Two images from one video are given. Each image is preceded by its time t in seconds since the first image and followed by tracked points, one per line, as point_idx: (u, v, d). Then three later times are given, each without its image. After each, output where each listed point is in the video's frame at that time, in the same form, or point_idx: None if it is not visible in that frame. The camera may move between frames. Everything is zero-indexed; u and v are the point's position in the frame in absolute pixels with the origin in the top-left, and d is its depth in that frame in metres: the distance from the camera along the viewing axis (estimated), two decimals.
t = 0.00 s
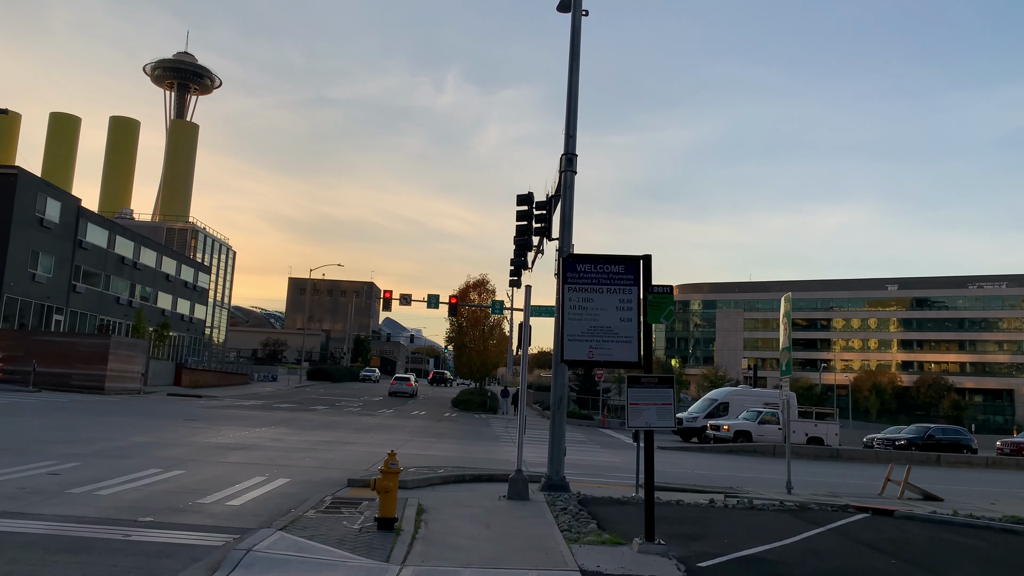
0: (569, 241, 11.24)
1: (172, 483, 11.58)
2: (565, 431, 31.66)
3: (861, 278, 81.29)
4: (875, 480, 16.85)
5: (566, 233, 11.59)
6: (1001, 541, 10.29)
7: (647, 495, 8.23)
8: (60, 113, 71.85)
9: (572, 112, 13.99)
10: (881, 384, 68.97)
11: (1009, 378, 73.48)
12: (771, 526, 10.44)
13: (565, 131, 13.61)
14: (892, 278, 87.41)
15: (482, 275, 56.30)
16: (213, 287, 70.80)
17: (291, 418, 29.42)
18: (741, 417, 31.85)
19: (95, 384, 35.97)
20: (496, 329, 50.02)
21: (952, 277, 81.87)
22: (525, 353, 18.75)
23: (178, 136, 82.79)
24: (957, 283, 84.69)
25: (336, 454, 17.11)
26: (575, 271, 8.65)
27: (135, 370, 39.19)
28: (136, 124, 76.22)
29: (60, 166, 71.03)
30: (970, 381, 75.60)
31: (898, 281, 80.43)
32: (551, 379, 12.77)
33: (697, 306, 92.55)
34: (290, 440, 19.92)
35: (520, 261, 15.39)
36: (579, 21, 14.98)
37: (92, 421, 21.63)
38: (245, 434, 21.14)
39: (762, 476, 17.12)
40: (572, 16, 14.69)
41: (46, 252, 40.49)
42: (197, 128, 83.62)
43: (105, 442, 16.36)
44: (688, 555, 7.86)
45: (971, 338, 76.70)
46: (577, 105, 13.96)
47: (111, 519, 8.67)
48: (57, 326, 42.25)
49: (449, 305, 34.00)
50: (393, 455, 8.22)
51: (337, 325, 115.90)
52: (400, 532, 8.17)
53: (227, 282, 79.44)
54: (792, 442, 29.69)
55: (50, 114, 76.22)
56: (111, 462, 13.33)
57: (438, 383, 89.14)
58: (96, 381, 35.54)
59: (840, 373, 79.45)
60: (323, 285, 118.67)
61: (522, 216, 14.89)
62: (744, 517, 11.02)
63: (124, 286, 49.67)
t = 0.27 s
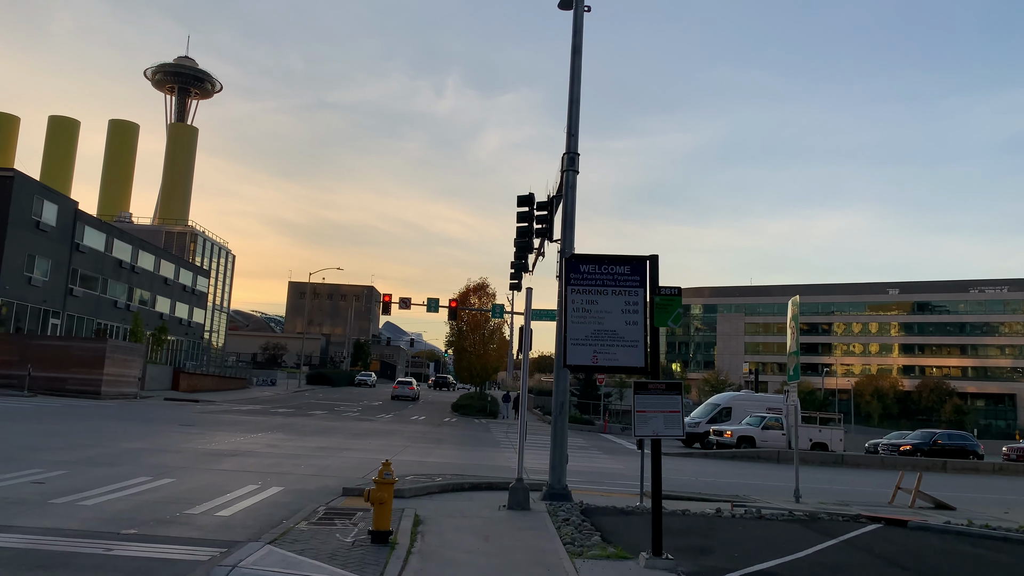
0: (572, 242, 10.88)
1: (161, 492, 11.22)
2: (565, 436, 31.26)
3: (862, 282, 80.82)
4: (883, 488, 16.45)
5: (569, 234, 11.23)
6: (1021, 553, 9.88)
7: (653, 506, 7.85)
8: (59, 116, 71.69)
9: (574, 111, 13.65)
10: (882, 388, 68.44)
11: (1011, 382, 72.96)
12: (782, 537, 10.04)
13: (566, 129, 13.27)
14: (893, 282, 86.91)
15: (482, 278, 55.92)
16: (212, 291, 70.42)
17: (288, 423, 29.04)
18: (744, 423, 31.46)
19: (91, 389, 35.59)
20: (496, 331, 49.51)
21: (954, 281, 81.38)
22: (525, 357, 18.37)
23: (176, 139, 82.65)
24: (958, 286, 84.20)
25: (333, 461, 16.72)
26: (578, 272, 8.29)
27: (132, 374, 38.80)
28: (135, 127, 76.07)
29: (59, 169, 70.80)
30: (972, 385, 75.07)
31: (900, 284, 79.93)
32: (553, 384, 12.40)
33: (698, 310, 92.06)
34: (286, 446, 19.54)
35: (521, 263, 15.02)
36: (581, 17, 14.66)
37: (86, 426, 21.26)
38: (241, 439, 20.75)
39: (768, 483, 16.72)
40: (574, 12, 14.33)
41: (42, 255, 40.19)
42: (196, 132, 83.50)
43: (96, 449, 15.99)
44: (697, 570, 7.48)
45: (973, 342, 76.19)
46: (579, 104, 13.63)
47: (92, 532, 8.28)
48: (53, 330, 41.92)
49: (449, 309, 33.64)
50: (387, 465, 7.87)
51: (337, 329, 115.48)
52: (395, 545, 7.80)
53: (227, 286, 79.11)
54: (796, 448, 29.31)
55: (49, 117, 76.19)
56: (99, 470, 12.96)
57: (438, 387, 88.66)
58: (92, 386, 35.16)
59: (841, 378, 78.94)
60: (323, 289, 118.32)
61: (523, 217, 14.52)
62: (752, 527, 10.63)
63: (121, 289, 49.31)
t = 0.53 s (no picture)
0: (574, 240, 10.51)
1: (148, 500, 10.82)
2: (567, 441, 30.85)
3: (863, 286, 80.41)
4: (893, 494, 16.05)
5: (571, 233, 10.88)
6: None
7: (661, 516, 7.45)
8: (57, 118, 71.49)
9: (576, 107, 13.31)
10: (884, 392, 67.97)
11: (1013, 387, 72.52)
12: (793, 547, 9.64)
13: (568, 126, 12.93)
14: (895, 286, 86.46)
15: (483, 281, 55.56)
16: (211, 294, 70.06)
17: (286, 428, 28.61)
18: (748, 427, 31.06)
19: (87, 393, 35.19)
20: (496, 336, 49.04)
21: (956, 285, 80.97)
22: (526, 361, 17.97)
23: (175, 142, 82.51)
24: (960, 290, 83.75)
25: (330, 467, 16.32)
26: (581, 271, 7.92)
27: (128, 378, 38.42)
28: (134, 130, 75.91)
29: (57, 171, 70.51)
30: (974, 389, 74.60)
31: (901, 288, 79.48)
32: (555, 388, 12.02)
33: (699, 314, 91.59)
34: (282, 451, 19.13)
35: (521, 264, 14.66)
36: (583, 13, 14.33)
37: (79, 431, 20.87)
38: (236, 445, 20.34)
39: (774, 490, 16.31)
40: (576, 7, 14.00)
41: (39, 257, 39.86)
42: (195, 134, 83.38)
43: (86, 454, 15.58)
44: None
45: (975, 346, 75.75)
46: (581, 100, 13.28)
47: (72, 543, 7.90)
48: (49, 333, 41.55)
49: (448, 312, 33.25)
50: (382, 472, 7.49)
51: (337, 333, 115.06)
52: (390, 557, 7.38)
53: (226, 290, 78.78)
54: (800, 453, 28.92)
55: (47, 120, 75.96)
56: (87, 476, 12.55)
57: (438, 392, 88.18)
58: (88, 390, 34.77)
59: (842, 382, 78.48)
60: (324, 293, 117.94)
61: (524, 217, 14.16)
62: (762, 536, 10.22)
63: (118, 293, 48.95)
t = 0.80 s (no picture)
0: (575, 238, 10.17)
1: (136, 507, 10.47)
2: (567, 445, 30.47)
3: (864, 289, 80.12)
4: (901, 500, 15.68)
5: (572, 231, 10.53)
6: None
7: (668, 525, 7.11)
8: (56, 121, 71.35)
9: (578, 103, 12.99)
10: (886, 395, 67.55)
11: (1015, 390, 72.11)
12: (803, 556, 9.27)
13: (570, 122, 12.59)
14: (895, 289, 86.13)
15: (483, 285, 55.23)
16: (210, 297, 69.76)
17: (283, 432, 28.23)
18: (750, 431, 30.68)
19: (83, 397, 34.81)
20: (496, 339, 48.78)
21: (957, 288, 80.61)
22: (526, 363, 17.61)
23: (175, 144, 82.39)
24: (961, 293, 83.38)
25: (325, 472, 15.95)
26: (584, 268, 7.58)
27: (125, 382, 38.03)
28: (133, 132, 75.77)
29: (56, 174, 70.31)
30: (976, 393, 74.14)
31: (902, 292, 79.13)
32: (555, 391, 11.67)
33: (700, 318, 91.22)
34: (277, 456, 18.76)
35: (522, 265, 14.32)
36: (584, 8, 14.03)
37: (71, 435, 20.51)
38: (231, 449, 19.98)
39: (780, 495, 15.95)
40: (578, 2, 13.69)
41: (35, 260, 39.56)
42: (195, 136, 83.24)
43: (76, 459, 15.22)
44: None
45: (976, 349, 75.33)
46: (583, 96, 12.96)
47: (50, 553, 7.55)
48: (46, 336, 41.20)
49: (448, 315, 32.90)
50: (374, 480, 7.15)
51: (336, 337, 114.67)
52: (383, 569, 7.04)
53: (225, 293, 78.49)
54: (803, 457, 28.56)
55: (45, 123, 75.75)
56: (75, 482, 12.20)
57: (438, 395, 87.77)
58: (83, 393, 34.40)
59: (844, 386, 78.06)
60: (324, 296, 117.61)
61: (524, 216, 13.83)
62: (770, 545, 9.85)
63: (116, 296, 48.62)
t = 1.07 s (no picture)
0: (579, 236, 9.83)
1: (124, 514, 10.11)
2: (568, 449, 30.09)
3: (865, 292, 79.76)
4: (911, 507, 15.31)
5: (576, 229, 10.19)
6: None
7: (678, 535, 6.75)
8: (55, 122, 71.12)
9: (580, 99, 12.65)
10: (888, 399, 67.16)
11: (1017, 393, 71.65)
12: (816, 567, 8.91)
13: (573, 119, 12.26)
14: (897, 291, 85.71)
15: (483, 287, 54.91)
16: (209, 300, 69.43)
17: (281, 435, 27.83)
18: (752, 434, 30.30)
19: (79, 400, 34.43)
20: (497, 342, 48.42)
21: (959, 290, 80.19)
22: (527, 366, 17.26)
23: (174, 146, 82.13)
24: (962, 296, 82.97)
25: (323, 477, 15.59)
26: (589, 266, 7.21)
27: (122, 384, 37.64)
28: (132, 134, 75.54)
29: (55, 175, 70.08)
30: (978, 396, 73.70)
31: (904, 294, 78.73)
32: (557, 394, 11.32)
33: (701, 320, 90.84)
34: (273, 461, 18.39)
35: (523, 265, 13.98)
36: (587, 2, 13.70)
37: (64, 439, 20.14)
38: (227, 454, 19.61)
39: (787, 501, 15.57)
40: None
41: (32, 261, 39.24)
42: (194, 138, 82.97)
43: (67, 464, 14.85)
44: None
45: (978, 352, 74.90)
46: (585, 91, 12.63)
47: (28, 565, 7.18)
48: (42, 338, 40.83)
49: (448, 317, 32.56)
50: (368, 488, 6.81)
51: (336, 339, 114.25)
52: None
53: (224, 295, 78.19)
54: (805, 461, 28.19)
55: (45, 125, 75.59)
56: (63, 487, 11.85)
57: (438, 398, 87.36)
58: (79, 396, 34.01)
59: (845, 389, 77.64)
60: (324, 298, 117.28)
61: (526, 215, 13.49)
62: (781, 554, 9.48)
63: (114, 298, 48.28)
